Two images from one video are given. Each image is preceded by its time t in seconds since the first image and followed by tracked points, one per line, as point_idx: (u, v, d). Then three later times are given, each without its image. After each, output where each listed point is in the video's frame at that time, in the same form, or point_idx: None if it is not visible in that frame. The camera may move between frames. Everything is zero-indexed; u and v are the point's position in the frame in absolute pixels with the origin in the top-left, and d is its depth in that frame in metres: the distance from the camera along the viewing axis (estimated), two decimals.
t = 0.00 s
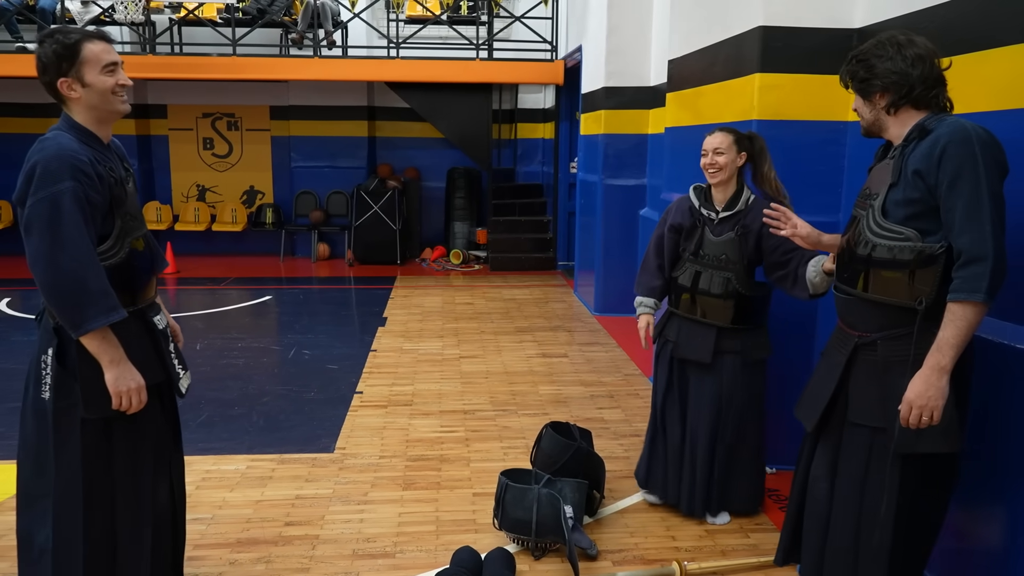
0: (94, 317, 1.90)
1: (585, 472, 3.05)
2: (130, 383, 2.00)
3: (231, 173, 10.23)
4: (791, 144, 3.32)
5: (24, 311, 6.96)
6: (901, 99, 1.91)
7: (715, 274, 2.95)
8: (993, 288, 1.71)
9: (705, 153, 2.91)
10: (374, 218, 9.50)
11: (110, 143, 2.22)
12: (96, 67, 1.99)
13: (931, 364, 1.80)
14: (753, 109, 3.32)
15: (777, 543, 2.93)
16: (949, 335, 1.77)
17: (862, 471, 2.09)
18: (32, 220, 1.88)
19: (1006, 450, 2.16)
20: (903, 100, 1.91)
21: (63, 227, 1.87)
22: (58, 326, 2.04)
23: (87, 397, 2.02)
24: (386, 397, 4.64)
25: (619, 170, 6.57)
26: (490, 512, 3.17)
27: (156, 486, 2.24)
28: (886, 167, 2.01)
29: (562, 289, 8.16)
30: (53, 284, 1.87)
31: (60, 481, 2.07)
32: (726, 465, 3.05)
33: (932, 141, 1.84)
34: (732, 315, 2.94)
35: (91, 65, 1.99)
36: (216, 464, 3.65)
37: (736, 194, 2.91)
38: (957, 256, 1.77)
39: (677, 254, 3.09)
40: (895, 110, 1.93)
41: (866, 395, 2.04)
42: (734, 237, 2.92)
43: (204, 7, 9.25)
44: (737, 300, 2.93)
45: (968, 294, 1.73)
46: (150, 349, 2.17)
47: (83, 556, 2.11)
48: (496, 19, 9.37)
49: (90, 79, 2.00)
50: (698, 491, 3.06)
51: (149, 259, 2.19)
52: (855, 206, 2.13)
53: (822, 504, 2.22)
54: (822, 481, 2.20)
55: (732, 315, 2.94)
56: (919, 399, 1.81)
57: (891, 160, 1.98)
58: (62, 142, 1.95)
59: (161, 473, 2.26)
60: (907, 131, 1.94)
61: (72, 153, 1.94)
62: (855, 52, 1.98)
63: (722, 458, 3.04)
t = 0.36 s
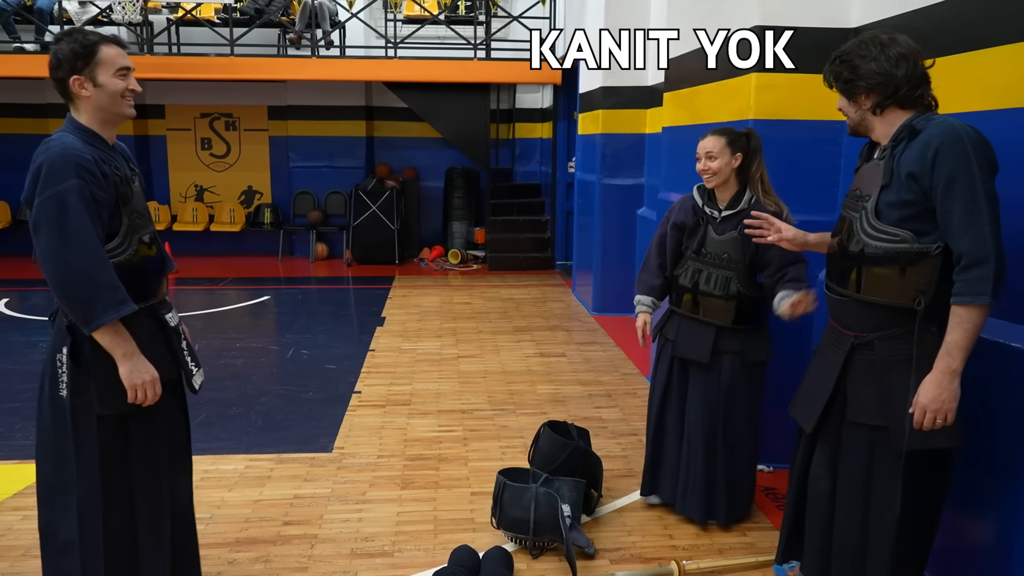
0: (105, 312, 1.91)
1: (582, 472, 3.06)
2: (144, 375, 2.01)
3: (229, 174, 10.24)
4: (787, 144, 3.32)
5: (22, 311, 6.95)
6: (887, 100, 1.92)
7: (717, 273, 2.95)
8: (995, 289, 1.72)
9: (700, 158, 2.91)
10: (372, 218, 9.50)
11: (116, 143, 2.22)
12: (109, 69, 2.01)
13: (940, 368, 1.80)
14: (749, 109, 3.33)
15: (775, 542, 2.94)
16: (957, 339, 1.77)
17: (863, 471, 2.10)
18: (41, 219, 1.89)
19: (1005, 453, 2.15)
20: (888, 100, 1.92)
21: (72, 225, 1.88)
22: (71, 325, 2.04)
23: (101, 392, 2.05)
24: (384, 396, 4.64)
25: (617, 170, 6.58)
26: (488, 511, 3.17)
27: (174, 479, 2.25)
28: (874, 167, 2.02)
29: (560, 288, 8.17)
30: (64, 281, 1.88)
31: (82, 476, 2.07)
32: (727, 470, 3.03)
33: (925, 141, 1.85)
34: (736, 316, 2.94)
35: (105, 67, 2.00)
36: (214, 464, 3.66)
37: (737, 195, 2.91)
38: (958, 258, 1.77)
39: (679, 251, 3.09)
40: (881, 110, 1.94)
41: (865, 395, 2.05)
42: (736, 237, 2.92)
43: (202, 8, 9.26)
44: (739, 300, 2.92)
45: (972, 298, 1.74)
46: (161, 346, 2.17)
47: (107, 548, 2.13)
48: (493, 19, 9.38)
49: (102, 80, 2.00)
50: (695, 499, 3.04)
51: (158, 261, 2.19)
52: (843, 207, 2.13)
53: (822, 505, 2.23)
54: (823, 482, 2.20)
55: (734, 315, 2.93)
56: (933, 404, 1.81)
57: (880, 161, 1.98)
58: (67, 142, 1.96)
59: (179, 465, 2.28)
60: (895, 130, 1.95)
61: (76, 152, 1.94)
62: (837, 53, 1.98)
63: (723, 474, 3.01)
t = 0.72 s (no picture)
0: (107, 308, 1.91)
1: (581, 470, 3.07)
2: (147, 371, 2.01)
3: (228, 172, 10.23)
4: (785, 143, 3.33)
5: (20, 310, 6.94)
6: (858, 104, 1.99)
7: (701, 268, 2.98)
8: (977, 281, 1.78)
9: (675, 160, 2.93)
10: (371, 216, 9.50)
11: (118, 142, 2.22)
12: (115, 69, 2.01)
13: (931, 361, 1.85)
14: (748, 108, 3.33)
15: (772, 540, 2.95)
16: (945, 332, 1.82)
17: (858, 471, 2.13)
18: (43, 218, 1.89)
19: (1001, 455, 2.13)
20: (858, 105, 1.99)
21: (74, 223, 1.88)
22: (76, 321, 2.04)
23: (105, 387, 2.04)
24: (382, 395, 4.65)
25: (615, 169, 6.58)
26: (486, 509, 3.18)
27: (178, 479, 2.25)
28: (848, 168, 2.07)
29: (558, 287, 8.18)
30: (67, 279, 1.89)
31: (85, 471, 2.07)
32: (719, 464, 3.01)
33: (901, 141, 1.91)
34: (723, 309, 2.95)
35: (110, 66, 2.00)
36: (213, 462, 3.66)
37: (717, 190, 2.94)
38: (941, 254, 1.82)
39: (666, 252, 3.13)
40: (852, 114, 2.01)
41: (852, 391, 2.09)
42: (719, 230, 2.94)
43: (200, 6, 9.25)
44: (725, 294, 2.94)
45: (959, 292, 1.79)
46: (165, 343, 2.17)
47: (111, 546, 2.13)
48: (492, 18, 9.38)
49: (107, 78, 2.01)
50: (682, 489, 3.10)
51: (161, 260, 2.20)
52: (821, 208, 2.18)
53: (820, 502, 2.25)
54: (818, 480, 2.23)
55: (721, 309, 2.95)
56: (926, 398, 1.86)
57: (855, 162, 2.04)
58: (69, 141, 1.96)
59: (183, 464, 2.28)
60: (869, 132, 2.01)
61: (78, 150, 1.94)
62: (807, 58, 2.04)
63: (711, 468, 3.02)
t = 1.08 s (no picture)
0: (108, 304, 1.92)
1: (581, 468, 3.08)
2: (148, 367, 2.01)
3: (227, 170, 10.23)
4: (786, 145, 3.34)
5: (19, 306, 6.94)
6: (815, 105, 2.07)
7: (663, 262, 3.01)
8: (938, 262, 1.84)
9: (639, 153, 2.94)
10: (370, 215, 9.50)
11: (121, 140, 2.21)
12: (125, 70, 2.01)
13: (887, 338, 1.91)
14: (749, 109, 3.33)
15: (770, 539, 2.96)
16: (905, 311, 1.88)
17: (834, 463, 2.16)
18: (44, 214, 1.89)
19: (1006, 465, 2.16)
20: (815, 106, 2.07)
21: (75, 218, 1.89)
22: (76, 317, 2.05)
23: (106, 384, 2.04)
24: (382, 393, 4.65)
25: (615, 168, 6.59)
26: (486, 507, 3.19)
27: (176, 477, 2.25)
28: (808, 166, 2.14)
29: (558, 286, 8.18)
30: (68, 274, 1.89)
31: (83, 468, 2.08)
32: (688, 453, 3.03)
33: (858, 136, 1.98)
34: (687, 301, 2.96)
35: (121, 67, 2.01)
36: (213, 460, 3.66)
37: (672, 185, 2.97)
38: (903, 238, 1.88)
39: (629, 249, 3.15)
40: (810, 115, 2.09)
41: (830, 382, 2.13)
42: (676, 223, 2.97)
43: (201, 3, 9.24)
44: (690, 285, 2.95)
45: (919, 273, 1.84)
46: (165, 340, 2.17)
47: (108, 544, 2.13)
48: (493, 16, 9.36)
49: (115, 78, 2.01)
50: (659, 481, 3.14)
51: (163, 257, 2.20)
52: (785, 206, 2.23)
53: (793, 495, 2.27)
54: (792, 471, 2.25)
55: (687, 300, 2.96)
56: (882, 372, 1.91)
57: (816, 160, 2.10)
58: (71, 137, 1.95)
59: (181, 462, 2.28)
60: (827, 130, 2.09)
61: (80, 146, 1.94)
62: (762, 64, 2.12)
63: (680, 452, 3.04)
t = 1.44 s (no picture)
0: (118, 301, 1.92)
1: (587, 468, 3.08)
2: (156, 365, 2.02)
3: (234, 168, 10.25)
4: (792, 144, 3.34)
5: (27, 305, 6.97)
6: (797, 104, 2.13)
7: (653, 257, 3.02)
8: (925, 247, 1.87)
9: (635, 149, 2.96)
10: (377, 214, 9.51)
11: (129, 139, 2.22)
12: (135, 68, 2.02)
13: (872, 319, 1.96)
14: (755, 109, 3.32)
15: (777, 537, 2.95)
16: (889, 294, 1.92)
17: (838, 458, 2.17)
18: (55, 211, 1.90)
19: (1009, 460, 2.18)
20: (796, 105, 2.13)
21: (84, 216, 1.89)
22: (84, 315, 2.06)
23: (113, 381, 2.04)
24: (389, 392, 4.66)
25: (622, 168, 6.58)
26: (492, 506, 3.19)
27: (182, 475, 2.25)
28: (791, 164, 2.17)
29: (564, 285, 8.18)
30: (78, 272, 1.90)
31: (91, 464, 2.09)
32: (687, 444, 3.09)
33: (841, 131, 2.03)
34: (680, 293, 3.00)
35: (131, 65, 2.02)
36: (221, 458, 3.68)
37: (655, 181, 3.01)
38: (891, 225, 1.93)
39: (617, 248, 3.13)
40: (793, 114, 2.14)
41: (832, 375, 2.14)
42: (663, 219, 2.99)
43: (208, 2, 9.26)
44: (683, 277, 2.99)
45: (905, 259, 1.89)
46: (172, 338, 2.18)
47: (114, 541, 2.14)
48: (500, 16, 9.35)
49: (126, 77, 2.02)
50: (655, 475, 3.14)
51: (171, 255, 2.21)
52: (770, 205, 2.24)
53: (802, 492, 2.27)
54: (801, 468, 2.25)
55: (681, 293, 3.00)
56: (862, 351, 1.96)
57: (800, 158, 2.13)
58: (81, 136, 1.96)
59: (188, 458, 2.28)
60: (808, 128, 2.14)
61: (91, 145, 1.95)
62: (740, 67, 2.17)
63: (679, 444, 3.09)
